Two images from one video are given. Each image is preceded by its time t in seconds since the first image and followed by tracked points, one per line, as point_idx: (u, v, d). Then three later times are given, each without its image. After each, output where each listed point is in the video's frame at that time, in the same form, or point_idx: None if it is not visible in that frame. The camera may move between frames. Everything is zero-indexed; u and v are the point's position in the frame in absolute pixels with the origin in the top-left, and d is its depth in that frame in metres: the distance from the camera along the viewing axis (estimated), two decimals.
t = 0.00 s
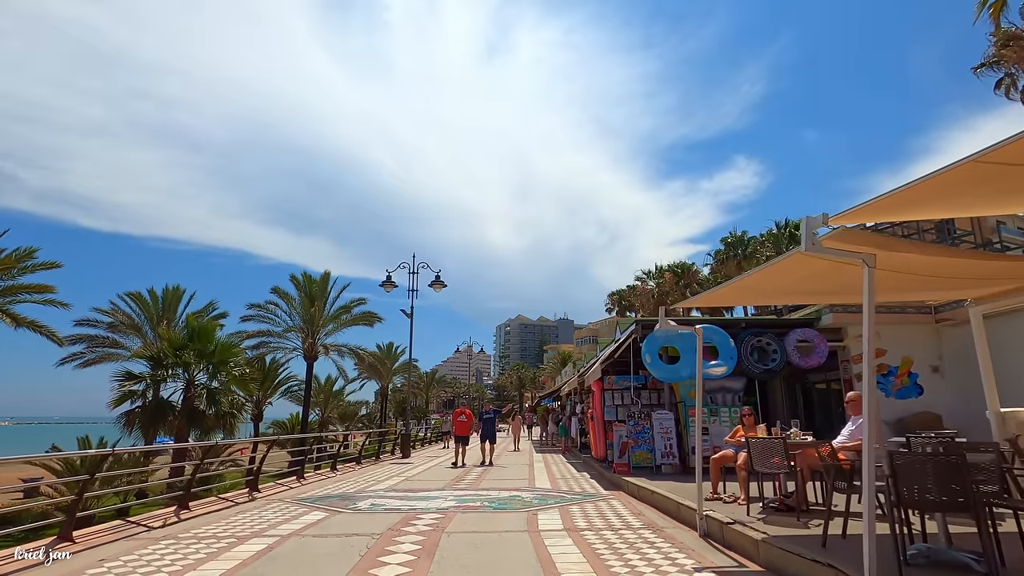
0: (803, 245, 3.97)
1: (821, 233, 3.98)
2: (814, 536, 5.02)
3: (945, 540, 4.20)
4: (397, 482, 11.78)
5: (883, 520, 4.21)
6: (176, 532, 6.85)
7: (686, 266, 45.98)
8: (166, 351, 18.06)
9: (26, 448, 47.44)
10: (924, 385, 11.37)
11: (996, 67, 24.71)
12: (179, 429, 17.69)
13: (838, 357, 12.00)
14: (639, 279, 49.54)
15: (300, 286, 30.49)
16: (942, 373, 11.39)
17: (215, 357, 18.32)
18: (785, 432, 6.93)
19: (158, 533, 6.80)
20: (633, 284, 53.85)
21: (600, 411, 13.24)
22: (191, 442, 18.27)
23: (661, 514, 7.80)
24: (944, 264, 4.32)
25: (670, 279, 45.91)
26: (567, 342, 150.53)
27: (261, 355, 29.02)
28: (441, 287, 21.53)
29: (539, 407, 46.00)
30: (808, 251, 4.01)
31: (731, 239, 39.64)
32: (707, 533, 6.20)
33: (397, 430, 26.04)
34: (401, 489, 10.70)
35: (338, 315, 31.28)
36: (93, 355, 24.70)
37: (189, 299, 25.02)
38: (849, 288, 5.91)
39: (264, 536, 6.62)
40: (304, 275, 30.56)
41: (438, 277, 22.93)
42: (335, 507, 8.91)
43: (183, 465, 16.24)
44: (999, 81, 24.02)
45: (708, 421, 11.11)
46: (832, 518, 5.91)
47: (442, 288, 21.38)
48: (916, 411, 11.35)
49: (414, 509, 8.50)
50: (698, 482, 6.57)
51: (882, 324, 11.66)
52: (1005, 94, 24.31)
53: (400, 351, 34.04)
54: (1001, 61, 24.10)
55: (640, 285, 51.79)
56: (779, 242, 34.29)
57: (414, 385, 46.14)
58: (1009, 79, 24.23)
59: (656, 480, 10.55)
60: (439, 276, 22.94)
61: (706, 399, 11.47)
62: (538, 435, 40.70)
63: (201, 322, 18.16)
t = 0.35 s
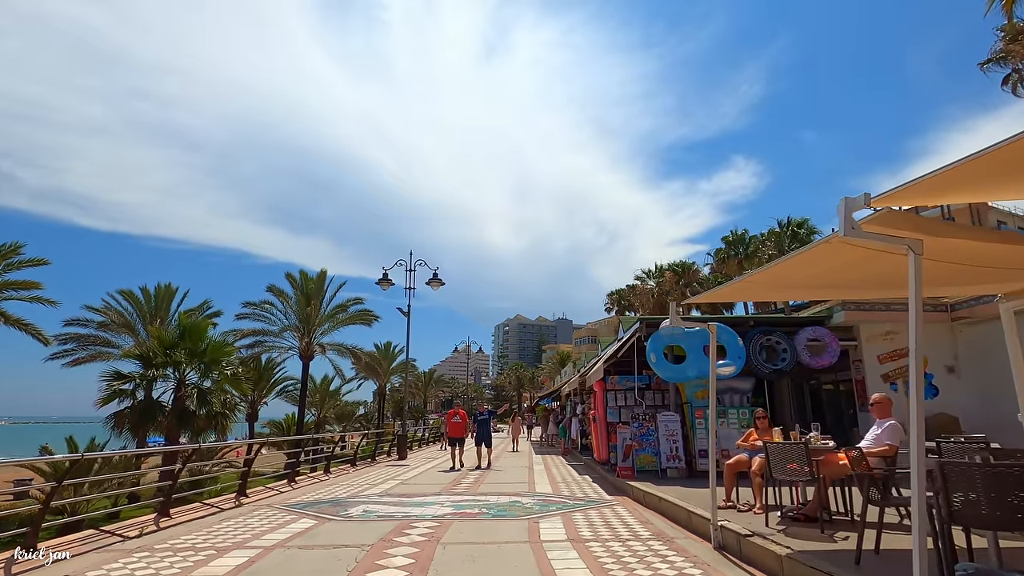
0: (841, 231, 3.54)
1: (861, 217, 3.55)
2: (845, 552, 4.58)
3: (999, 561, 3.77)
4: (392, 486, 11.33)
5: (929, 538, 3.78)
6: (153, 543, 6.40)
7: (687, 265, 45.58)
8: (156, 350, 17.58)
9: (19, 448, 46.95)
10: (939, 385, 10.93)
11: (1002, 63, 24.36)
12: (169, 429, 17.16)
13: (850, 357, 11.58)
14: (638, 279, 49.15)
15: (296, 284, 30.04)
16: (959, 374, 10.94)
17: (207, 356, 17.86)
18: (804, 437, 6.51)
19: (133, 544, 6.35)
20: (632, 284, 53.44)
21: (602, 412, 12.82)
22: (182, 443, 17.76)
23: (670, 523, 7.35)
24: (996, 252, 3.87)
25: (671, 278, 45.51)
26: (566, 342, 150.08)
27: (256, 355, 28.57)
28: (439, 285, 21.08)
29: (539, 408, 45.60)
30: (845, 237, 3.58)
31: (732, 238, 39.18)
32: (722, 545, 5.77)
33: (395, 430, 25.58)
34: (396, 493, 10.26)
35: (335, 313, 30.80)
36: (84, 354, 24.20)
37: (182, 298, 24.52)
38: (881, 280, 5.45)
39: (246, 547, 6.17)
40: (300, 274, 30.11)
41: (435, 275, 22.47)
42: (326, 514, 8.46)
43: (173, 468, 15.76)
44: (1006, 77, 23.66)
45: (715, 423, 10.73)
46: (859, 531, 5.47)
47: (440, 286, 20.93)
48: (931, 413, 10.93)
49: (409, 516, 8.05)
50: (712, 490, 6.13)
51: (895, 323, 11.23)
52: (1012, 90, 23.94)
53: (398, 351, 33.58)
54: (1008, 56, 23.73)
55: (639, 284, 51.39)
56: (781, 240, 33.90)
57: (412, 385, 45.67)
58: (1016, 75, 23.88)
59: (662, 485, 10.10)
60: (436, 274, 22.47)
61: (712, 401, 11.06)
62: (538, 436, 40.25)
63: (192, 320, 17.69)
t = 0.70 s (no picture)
0: (894, 198, 3.14)
1: (917, 182, 3.14)
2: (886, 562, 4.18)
3: None
4: (389, 487, 10.91)
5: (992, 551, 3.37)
6: (132, 549, 5.98)
7: (688, 263, 45.12)
8: (148, 348, 17.16)
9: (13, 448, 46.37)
10: (957, 382, 10.51)
11: (1010, 56, 23.96)
12: (160, 430, 16.64)
13: (864, 353, 11.18)
14: (639, 278, 48.79)
15: (293, 282, 29.60)
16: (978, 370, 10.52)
17: (200, 354, 17.41)
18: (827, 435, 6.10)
19: (111, 550, 5.94)
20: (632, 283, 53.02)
21: (606, 410, 12.40)
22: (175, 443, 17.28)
23: (683, 527, 6.93)
24: None
25: (672, 277, 45.07)
26: (566, 342, 149.63)
27: (252, 354, 28.13)
28: (437, 282, 20.63)
29: (539, 408, 45.15)
30: (897, 204, 3.17)
31: (734, 236, 38.69)
32: (743, 551, 5.37)
33: (393, 430, 25.15)
34: (392, 495, 9.84)
35: (332, 312, 30.35)
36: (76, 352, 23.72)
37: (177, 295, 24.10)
38: (916, 267, 5.05)
39: (231, 554, 5.75)
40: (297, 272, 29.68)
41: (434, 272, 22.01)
42: (318, 517, 8.04)
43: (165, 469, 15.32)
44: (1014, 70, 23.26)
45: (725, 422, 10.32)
46: (892, 537, 5.05)
47: (439, 283, 20.50)
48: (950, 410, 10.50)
49: (406, 520, 7.63)
50: (731, 492, 5.71)
51: (911, 317, 10.84)
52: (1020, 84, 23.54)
53: (396, 351, 33.13)
54: (1016, 50, 23.33)
55: (640, 283, 50.98)
56: (784, 238, 33.49)
57: (411, 385, 45.24)
58: None
59: (671, 486, 9.67)
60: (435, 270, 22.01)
61: (721, 398, 10.65)
62: (538, 436, 39.78)
63: (184, 318, 17.26)
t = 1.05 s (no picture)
0: (968, 166, 2.68)
1: (994, 149, 2.68)
2: None
3: None
4: (384, 491, 10.46)
5: None
6: (104, 562, 5.54)
7: (689, 262, 44.66)
8: (138, 346, 16.70)
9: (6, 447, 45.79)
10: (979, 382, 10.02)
11: (1018, 50, 23.57)
12: (150, 430, 16.14)
13: (880, 352, 10.74)
14: (640, 276, 48.41)
15: (289, 279, 29.15)
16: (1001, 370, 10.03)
17: (192, 352, 16.94)
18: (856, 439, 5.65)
19: (81, 564, 5.48)
20: (632, 282, 52.63)
21: (611, 411, 11.97)
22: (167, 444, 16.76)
23: (698, 537, 6.49)
24: None
25: (673, 276, 44.62)
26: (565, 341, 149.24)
27: (248, 352, 27.67)
28: (436, 279, 20.19)
29: (539, 407, 44.75)
30: (969, 174, 2.71)
31: (736, 233, 38.28)
32: (768, 567, 4.93)
33: (391, 429, 24.74)
34: (389, 499, 9.40)
35: (329, 310, 29.89)
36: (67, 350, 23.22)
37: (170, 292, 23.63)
38: (959, 254, 4.60)
39: (211, 568, 5.30)
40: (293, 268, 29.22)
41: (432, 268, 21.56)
42: (309, 524, 7.60)
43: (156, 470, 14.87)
44: None
45: (736, 423, 9.91)
46: (933, 553, 4.60)
47: (438, 279, 20.03)
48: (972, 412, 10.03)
49: (401, 528, 7.19)
50: (753, 501, 5.28)
51: (929, 315, 10.40)
52: None
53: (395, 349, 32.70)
54: None
55: (641, 281, 50.59)
56: (788, 235, 33.07)
57: (409, 384, 44.77)
58: None
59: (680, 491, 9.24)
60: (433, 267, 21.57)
61: (732, 398, 10.22)
62: (538, 436, 39.40)
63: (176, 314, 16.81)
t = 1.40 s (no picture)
0: None
1: None
2: None
3: None
4: (377, 494, 10.01)
5: None
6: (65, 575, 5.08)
7: (689, 261, 44.18)
8: (125, 345, 16.21)
9: None
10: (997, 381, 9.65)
11: None
12: (138, 430, 15.67)
13: (893, 350, 10.33)
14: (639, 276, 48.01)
15: (284, 278, 28.69)
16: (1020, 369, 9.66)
17: (182, 351, 16.51)
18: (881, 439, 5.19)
19: None
20: (632, 281, 52.23)
21: (613, 411, 11.57)
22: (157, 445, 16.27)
23: (710, 546, 6.04)
24: None
25: (673, 275, 44.18)
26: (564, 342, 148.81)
27: (242, 352, 27.18)
28: (433, 277, 19.74)
29: (538, 408, 44.31)
30: None
31: (738, 232, 37.89)
32: None
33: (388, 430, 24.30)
34: (381, 504, 8.94)
35: (325, 309, 29.43)
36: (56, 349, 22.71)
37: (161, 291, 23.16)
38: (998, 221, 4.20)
39: None
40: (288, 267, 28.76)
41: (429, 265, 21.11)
42: (294, 530, 7.16)
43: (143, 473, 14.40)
44: None
45: (745, 424, 9.53)
46: (977, 566, 4.16)
47: (434, 277, 19.56)
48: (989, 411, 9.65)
49: (392, 535, 6.75)
50: (773, 508, 4.83)
51: (945, 310, 9.99)
52: None
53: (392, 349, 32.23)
54: None
55: (640, 281, 50.20)
56: (789, 234, 32.68)
57: (407, 385, 44.29)
58: None
59: (687, 494, 8.80)
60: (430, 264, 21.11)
61: (740, 397, 9.77)
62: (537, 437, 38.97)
63: (165, 312, 16.35)
